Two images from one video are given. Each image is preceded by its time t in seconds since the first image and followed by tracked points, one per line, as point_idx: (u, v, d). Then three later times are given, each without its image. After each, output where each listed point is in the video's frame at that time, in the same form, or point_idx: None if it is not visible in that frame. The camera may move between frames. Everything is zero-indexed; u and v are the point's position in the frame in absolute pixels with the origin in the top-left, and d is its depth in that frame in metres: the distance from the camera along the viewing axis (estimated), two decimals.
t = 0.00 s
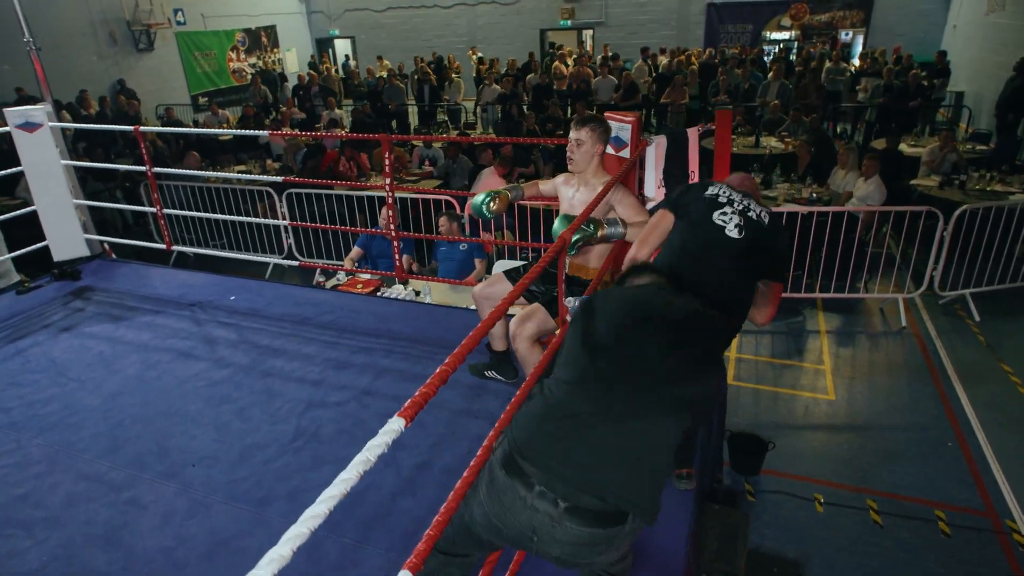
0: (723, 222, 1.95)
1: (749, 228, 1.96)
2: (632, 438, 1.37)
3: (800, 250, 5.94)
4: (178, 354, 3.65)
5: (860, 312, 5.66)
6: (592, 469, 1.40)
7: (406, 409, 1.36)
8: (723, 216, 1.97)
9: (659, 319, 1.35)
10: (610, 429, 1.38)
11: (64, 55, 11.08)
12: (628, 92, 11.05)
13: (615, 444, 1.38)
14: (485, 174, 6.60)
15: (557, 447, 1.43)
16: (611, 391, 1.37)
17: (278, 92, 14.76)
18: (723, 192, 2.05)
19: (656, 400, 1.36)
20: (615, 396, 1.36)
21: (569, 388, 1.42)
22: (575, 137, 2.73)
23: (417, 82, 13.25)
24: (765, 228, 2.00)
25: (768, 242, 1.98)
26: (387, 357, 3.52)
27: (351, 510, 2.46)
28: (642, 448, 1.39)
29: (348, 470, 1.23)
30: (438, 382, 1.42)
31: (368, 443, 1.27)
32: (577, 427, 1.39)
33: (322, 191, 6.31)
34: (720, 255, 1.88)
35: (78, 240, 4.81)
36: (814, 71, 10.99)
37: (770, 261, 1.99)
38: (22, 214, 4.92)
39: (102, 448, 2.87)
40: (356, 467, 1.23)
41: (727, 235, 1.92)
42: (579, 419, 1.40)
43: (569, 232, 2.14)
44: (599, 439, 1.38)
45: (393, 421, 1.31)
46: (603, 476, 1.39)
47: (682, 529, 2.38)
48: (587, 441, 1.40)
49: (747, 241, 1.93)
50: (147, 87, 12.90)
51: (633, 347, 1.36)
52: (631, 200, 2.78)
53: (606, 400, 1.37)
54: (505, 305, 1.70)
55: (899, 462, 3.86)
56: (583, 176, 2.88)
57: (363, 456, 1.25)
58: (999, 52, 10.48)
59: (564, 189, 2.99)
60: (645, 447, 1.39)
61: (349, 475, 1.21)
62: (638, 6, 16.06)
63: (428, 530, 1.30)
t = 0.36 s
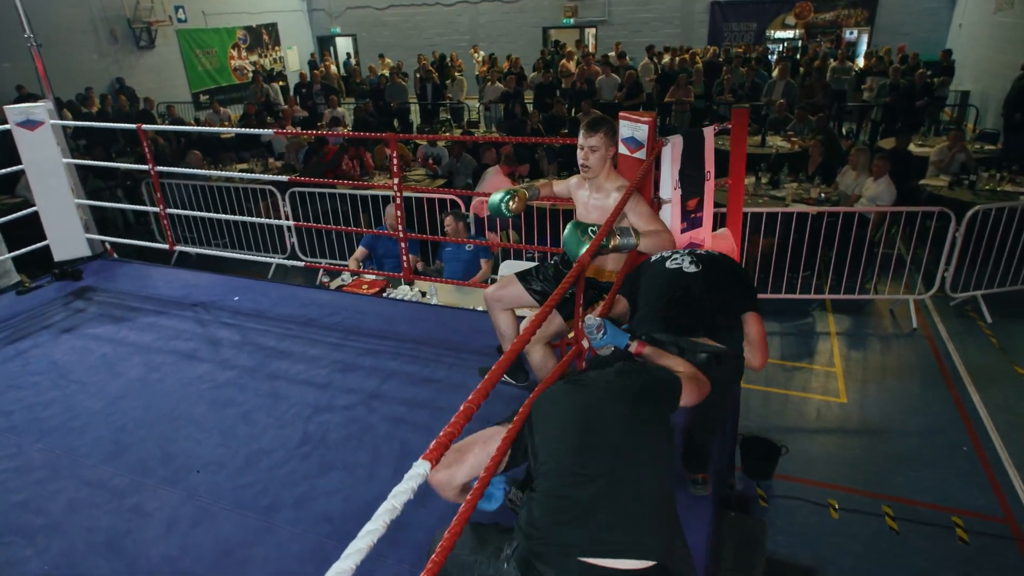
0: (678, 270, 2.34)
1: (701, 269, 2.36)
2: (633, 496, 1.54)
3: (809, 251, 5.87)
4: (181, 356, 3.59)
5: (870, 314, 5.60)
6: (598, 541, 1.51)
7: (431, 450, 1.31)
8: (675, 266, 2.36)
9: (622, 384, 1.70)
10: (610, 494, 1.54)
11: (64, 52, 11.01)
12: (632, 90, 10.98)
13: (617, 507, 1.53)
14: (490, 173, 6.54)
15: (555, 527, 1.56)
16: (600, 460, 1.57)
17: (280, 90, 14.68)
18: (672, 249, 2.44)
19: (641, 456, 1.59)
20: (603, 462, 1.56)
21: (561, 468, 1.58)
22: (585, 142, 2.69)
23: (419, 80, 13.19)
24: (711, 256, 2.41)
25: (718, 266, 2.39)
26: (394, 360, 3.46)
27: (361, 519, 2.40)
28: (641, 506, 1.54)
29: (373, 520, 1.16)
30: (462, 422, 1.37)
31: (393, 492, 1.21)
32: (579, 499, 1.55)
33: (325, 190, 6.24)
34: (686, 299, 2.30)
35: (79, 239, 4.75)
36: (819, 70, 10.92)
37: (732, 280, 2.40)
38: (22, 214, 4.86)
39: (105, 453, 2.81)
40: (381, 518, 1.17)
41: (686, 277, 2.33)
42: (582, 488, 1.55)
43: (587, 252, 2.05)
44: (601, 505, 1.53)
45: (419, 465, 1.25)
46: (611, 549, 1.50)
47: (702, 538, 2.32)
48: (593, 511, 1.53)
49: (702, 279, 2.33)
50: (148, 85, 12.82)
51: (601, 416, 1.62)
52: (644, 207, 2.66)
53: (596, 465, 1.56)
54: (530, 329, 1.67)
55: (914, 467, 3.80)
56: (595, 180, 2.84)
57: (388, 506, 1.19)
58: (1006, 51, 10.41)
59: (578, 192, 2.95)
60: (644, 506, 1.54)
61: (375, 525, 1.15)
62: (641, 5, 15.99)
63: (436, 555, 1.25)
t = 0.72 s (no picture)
0: (684, 293, 2.31)
1: (702, 284, 2.34)
2: (627, 489, 1.69)
3: (819, 254, 5.83)
4: (189, 361, 3.57)
5: (879, 318, 5.56)
6: (602, 538, 1.62)
7: (462, 465, 1.27)
8: (674, 289, 2.32)
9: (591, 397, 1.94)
10: (608, 489, 1.68)
11: (69, 55, 11.03)
12: (637, 92, 10.96)
13: (616, 499, 1.67)
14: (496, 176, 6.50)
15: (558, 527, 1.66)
16: (591, 458, 1.73)
17: (284, 92, 14.69)
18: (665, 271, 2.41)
19: (625, 454, 1.79)
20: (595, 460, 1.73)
21: (557, 471, 1.72)
22: (597, 150, 2.65)
23: (424, 82, 13.19)
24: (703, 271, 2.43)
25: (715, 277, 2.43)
26: (403, 365, 3.43)
27: (374, 527, 2.37)
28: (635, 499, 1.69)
29: (406, 543, 1.14)
30: (493, 436, 1.33)
31: (424, 514, 1.17)
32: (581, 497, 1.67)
33: (331, 194, 6.22)
34: (698, 317, 2.28)
35: (86, 243, 4.74)
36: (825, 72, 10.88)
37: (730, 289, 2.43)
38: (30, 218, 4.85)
39: (114, 460, 2.79)
40: (413, 540, 1.14)
41: (692, 299, 2.31)
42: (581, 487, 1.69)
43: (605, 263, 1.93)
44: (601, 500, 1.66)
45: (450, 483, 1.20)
46: (614, 544, 1.60)
47: (719, 548, 2.27)
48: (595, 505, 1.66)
49: (706, 295, 2.33)
50: (152, 87, 12.84)
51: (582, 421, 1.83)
52: (658, 210, 2.59)
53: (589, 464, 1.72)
54: (561, 330, 1.62)
55: (928, 473, 3.76)
56: (607, 185, 2.80)
57: (421, 528, 1.16)
58: (1013, 52, 10.37)
59: (589, 197, 2.91)
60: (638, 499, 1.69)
61: (410, 547, 1.13)
62: (645, 6, 15.98)
63: (462, 552, 1.24)
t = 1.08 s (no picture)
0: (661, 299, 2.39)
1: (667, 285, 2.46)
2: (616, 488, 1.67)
3: (836, 254, 5.78)
4: (207, 359, 3.57)
5: (896, 320, 5.51)
6: (604, 543, 1.58)
7: (500, 471, 1.17)
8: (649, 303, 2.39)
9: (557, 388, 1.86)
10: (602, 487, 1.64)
11: (83, 53, 11.09)
12: (650, 92, 10.92)
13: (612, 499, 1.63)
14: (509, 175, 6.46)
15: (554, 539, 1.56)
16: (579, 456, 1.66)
17: (296, 91, 14.73)
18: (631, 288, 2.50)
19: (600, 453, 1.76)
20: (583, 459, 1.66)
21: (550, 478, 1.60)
22: (616, 148, 2.64)
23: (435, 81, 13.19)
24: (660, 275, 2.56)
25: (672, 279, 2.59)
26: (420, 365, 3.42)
27: (394, 527, 2.36)
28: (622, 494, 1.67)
29: (448, 550, 1.04)
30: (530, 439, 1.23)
31: (463, 520, 1.08)
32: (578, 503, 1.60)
33: (345, 192, 6.22)
34: (678, 319, 2.35)
35: (103, 241, 4.75)
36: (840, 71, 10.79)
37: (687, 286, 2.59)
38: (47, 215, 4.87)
39: (133, 457, 2.79)
40: (456, 546, 1.04)
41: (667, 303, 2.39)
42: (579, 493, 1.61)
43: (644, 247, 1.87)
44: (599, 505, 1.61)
45: (486, 490, 1.11)
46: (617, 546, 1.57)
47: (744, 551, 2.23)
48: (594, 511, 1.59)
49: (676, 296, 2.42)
50: (165, 85, 12.89)
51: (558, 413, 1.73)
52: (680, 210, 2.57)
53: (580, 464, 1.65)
54: (596, 327, 1.50)
55: (950, 478, 3.71)
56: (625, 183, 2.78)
57: (460, 537, 1.06)
58: None
59: (607, 195, 2.90)
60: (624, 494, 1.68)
61: (453, 552, 1.03)
62: (657, 5, 15.91)
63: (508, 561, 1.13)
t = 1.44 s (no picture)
0: (618, 285, 2.18)
1: (625, 258, 2.25)
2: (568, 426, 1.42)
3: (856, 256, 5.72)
4: (227, 356, 3.59)
5: (915, 323, 5.46)
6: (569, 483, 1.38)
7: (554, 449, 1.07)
8: (610, 293, 2.18)
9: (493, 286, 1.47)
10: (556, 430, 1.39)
11: (101, 52, 11.20)
12: (665, 91, 10.87)
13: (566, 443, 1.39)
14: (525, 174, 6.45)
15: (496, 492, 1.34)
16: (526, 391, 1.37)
17: (310, 89, 14.81)
18: (584, 264, 2.26)
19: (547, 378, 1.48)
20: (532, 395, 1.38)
21: (496, 419, 1.34)
22: (641, 146, 2.61)
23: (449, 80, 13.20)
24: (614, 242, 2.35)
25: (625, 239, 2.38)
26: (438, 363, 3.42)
27: (416, 525, 2.36)
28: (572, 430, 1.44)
29: (508, 529, 0.94)
30: (585, 417, 1.13)
31: (523, 498, 0.98)
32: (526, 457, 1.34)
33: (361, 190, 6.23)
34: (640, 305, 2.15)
35: (124, 237, 4.80)
36: (857, 71, 10.70)
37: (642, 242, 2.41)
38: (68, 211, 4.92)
39: (155, 452, 2.81)
40: (517, 524, 0.94)
41: (625, 285, 2.18)
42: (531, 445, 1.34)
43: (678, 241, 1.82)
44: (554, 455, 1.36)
45: (546, 465, 1.01)
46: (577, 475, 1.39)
47: (767, 551, 2.22)
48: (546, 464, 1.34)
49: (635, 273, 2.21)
50: (181, 84, 13.00)
51: (503, 335, 1.40)
52: (707, 209, 2.53)
53: (527, 404, 1.37)
54: (636, 315, 1.41)
55: (974, 482, 3.67)
56: (652, 185, 2.76)
57: (520, 515, 0.96)
58: None
59: (633, 196, 2.89)
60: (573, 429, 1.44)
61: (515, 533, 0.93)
62: (672, 4, 15.84)
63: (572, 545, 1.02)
